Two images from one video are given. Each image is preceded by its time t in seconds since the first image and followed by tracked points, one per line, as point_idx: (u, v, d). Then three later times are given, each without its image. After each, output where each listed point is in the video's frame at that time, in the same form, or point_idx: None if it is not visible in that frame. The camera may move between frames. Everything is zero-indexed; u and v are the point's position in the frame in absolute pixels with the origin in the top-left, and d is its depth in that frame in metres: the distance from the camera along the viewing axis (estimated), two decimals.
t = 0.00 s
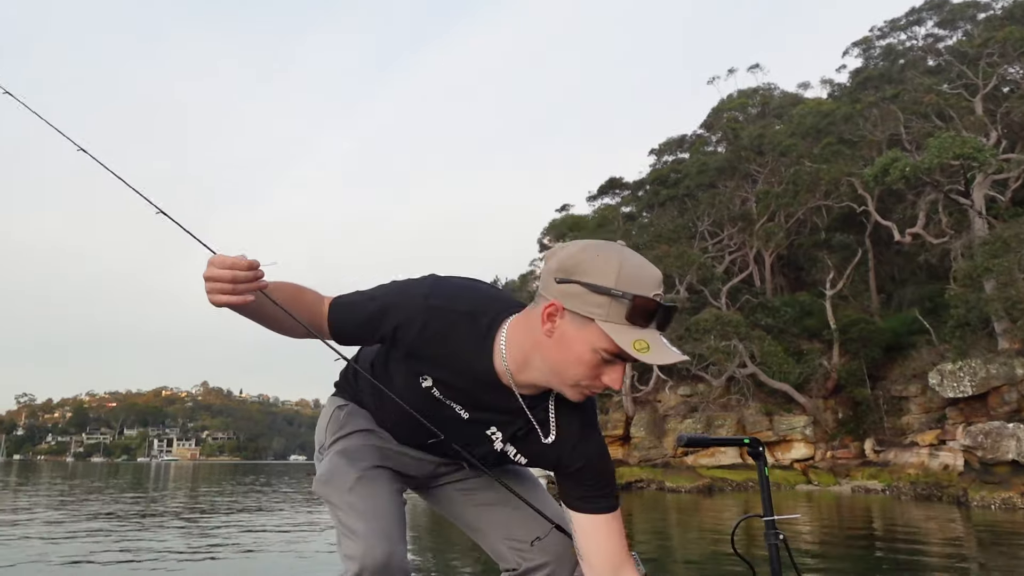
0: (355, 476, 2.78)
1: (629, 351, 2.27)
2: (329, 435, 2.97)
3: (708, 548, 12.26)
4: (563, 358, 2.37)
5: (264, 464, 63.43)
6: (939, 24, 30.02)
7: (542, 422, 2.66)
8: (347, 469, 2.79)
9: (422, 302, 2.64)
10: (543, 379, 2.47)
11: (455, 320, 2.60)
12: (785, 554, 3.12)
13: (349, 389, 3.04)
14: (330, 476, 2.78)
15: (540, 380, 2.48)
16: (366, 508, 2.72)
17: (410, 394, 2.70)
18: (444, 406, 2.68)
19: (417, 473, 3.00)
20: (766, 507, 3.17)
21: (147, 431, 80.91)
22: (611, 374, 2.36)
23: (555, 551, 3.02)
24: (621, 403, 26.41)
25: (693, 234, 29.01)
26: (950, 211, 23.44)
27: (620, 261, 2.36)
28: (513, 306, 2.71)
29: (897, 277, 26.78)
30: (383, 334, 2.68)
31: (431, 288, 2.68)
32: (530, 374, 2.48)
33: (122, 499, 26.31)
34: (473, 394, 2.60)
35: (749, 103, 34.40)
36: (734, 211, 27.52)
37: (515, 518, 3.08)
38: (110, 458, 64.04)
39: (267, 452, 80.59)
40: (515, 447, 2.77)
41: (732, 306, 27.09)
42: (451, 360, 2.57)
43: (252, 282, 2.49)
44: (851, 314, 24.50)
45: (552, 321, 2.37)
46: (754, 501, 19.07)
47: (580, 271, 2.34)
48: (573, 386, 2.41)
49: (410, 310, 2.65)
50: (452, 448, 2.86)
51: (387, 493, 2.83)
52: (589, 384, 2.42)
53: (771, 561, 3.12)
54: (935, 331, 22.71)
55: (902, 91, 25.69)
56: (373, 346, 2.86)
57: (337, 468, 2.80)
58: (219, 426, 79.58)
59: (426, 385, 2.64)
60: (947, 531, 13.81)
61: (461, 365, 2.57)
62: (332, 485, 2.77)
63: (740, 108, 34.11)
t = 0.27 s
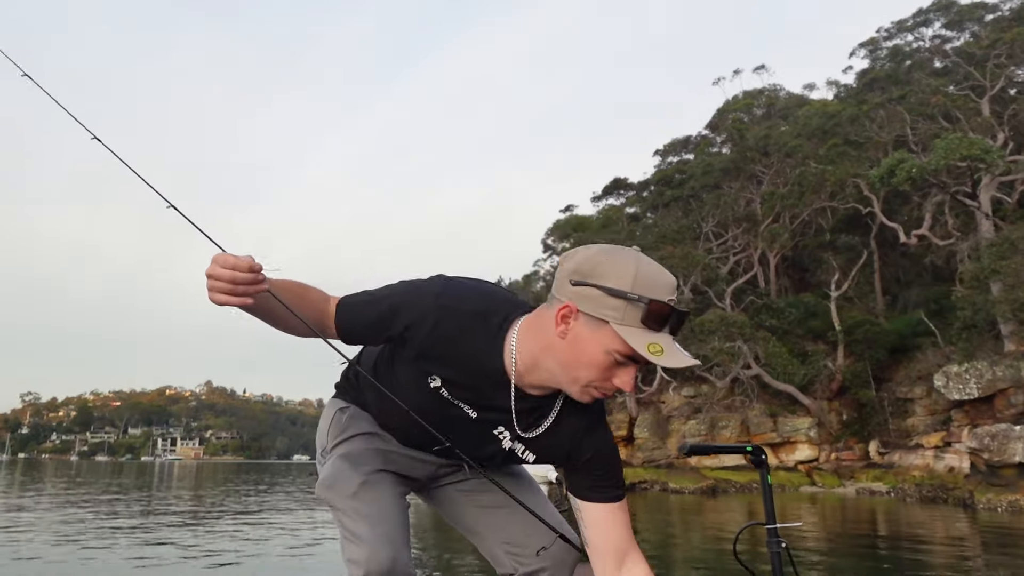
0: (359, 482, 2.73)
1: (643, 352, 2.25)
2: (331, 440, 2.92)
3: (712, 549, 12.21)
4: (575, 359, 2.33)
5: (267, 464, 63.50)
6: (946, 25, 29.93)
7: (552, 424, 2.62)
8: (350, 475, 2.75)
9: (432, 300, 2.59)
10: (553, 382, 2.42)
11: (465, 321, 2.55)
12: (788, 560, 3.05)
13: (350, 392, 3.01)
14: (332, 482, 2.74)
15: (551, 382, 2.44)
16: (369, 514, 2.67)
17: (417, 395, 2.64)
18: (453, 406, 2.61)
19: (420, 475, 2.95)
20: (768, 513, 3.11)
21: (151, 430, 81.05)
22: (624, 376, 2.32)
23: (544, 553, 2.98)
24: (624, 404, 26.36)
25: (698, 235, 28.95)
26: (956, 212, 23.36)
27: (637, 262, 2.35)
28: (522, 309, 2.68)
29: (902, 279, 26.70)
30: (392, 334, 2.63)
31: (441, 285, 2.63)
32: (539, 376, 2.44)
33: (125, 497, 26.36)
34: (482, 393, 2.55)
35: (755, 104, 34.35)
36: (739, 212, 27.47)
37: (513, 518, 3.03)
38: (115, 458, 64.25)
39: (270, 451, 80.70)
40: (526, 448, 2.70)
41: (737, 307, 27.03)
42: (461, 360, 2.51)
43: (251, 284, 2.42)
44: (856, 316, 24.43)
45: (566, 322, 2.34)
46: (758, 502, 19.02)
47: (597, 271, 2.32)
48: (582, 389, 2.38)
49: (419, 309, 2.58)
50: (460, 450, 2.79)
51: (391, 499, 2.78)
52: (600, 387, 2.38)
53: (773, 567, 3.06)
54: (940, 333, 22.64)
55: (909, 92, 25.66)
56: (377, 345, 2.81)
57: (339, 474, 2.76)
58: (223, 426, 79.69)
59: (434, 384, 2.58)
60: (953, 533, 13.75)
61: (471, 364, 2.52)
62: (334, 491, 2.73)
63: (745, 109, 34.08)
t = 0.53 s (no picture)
0: (354, 465, 2.69)
1: (585, 195, 2.35)
2: (324, 409, 2.89)
3: (714, 545, 12.21)
4: (530, 219, 2.48)
5: (270, 460, 63.59)
6: (953, 22, 29.77)
7: (534, 303, 2.76)
8: (346, 458, 2.70)
9: (398, 211, 2.74)
10: (521, 247, 2.58)
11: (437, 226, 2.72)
12: (784, 566, 3.07)
13: (338, 353, 2.96)
14: (328, 464, 2.70)
15: (521, 249, 2.58)
16: (366, 501, 2.62)
17: (410, 306, 2.71)
18: (445, 308, 2.68)
19: (416, 437, 2.90)
20: (766, 519, 3.13)
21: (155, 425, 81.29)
22: (578, 226, 2.43)
23: (512, 542, 2.70)
24: (627, 400, 26.37)
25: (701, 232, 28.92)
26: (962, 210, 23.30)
27: (578, 119, 2.50)
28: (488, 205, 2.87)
29: (906, 277, 26.64)
30: (372, 257, 2.72)
31: (405, 205, 2.76)
32: (510, 245, 2.60)
33: (128, 491, 26.43)
34: (468, 287, 2.67)
35: (759, 101, 34.26)
36: (742, 209, 27.42)
37: (490, 496, 2.81)
38: (118, 453, 64.39)
39: (273, 447, 80.84)
40: (524, 331, 2.80)
41: (740, 304, 26.99)
42: (445, 260, 2.66)
43: (240, 249, 2.48)
44: (859, 313, 24.39)
45: (521, 182, 2.52)
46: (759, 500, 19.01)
47: (540, 130, 2.50)
48: (544, 246, 2.50)
49: (394, 229, 2.71)
50: (457, 362, 2.82)
51: (390, 478, 2.73)
52: (561, 242, 2.48)
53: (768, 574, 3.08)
54: (944, 331, 22.61)
55: (915, 89, 25.55)
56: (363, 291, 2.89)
57: (335, 456, 2.72)
58: (226, 421, 79.85)
59: (422, 289, 2.68)
60: (954, 532, 13.74)
61: (452, 264, 2.66)
62: (331, 473, 2.69)
63: (750, 106, 33.98)
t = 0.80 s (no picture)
0: (340, 429, 2.44)
1: (476, 37, 2.34)
2: (317, 367, 2.66)
3: (714, 522, 12.29)
4: (447, 85, 2.47)
5: (274, 441, 64.08)
6: None
7: (497, 175, 2.65)
8: (333, 421, 2.46)
9: (347, 114, 2.65)
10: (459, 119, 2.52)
11: (387, 117, 2.64)
12: (774, 537, 3.27)
13: (328, 311, 2.73)
14: (315, 428, 2.46)
15: (455, 120, 2.54)
16: (351, 469, 2.38)
17: (379, 205, 2.55)
18: (412, 199, 2.54)
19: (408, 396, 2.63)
20: (756, 492, 3.33)
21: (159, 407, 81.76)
22: (486, 72, 2.38)
23: (470, 527, 2.37)
24: (628, 379, 26.43)
25: (703, 212, 28.83)
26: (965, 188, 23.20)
27: None
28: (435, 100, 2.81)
29: (908, 256, 26.58)
30: (332, 166, 2.56)
31: (352, 112, 2.64)
32: (453, 121, 2.54)
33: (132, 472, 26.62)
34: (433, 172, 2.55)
35: (761, 80, 34.03)
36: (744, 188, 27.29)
37: (471, 463, 2.46)
38: (123, 435, 64.88)
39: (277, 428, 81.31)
40: (497, 208, 2.66)
41: (741, 283, 26.96)
42: (405, 146, 2.56)
43: (243, 180, 2.33)
44: (861, 293, 24.37)
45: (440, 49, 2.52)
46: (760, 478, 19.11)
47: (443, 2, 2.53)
48: (464, 106, 2.45)
49: (348, 134, 2.58)
50: (436, 269, 2.57)
51: (381, 446, 2.48)
52: (480, 98, 2.42)
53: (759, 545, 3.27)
54: (946, 309, 22.61)
55: (920, 66, 25.35)
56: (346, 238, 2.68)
57: (322, 418, 2.47)
58: (229, 403, 80.28)
59: (387, 183, 2.55)
60: (953, 508, 13.84)
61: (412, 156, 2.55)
62: (318, 437, 2.46)
63: (752, 85, 33.78)
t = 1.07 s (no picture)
0: (343, 408, 2.29)
1: None
2: (323, 345, 2.47)
3: (718, 506, 12.26)
4: (409, 29, 2.32)
5: (275, 427, 64.19)
6: None
7: (477, 117, 2.44)
8: (335, 404, 2.30)
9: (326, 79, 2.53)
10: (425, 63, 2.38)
11: (364, 73, 2.49)
12: (770, 511, 3.35)
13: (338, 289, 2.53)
14: (317, 406, 2.32)
15: (419, 66, 2.41)
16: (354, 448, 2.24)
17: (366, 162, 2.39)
18: (398, 151, 2.38)
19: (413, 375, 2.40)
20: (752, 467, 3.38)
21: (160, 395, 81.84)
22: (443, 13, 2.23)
23: (464, 511, 2.24)
24: (628, 363, 26.37)
25: (703, 194, 28.64)
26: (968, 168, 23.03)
27: None
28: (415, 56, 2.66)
29: (909, 237, 26.44)
30: (318, 130, 2.43)
31: (335, 74, 2.52)
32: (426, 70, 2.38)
33: (134, 460, 26.61)
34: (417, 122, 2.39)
35: (761, 60, 33.71)
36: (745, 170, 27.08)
37: (475, 449, 2.30)
38: (125, 423, 64.95)
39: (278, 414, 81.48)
40: (486, 150, 2.45)
41: (742, 266, 26.82)
42: (382, 97, 2.41)
43: (255, 147, 2.20)
44: (863, 274, 24.25)
45: None
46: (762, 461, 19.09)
47: None
48: (427, 50, 2.31)
49: (331, 91, 2.44)
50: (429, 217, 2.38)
51: (387, 426, 2.32)
52: (444, 44, 2.29)
53: (756, 519, 3.36)
54: (948, 290, 22.52)
55: (922, 44, 25.09)
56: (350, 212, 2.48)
57: (325, 397, 2.32)
58: (230, 390, 80.37)
59: (373, 138, 2.39)
60: (957, 490, 13.82)
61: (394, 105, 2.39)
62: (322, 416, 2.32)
63: (752, 65, 33.48)
